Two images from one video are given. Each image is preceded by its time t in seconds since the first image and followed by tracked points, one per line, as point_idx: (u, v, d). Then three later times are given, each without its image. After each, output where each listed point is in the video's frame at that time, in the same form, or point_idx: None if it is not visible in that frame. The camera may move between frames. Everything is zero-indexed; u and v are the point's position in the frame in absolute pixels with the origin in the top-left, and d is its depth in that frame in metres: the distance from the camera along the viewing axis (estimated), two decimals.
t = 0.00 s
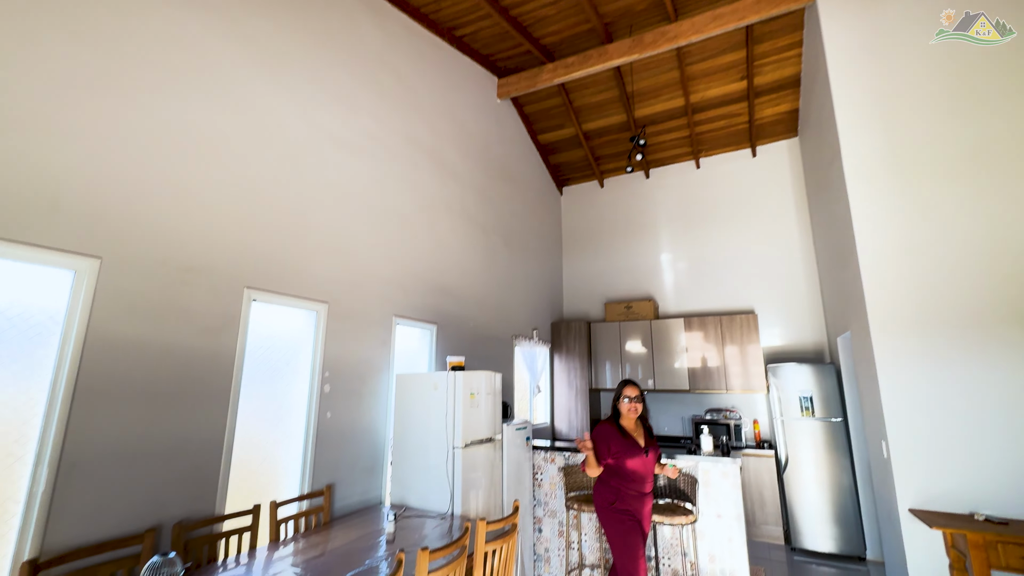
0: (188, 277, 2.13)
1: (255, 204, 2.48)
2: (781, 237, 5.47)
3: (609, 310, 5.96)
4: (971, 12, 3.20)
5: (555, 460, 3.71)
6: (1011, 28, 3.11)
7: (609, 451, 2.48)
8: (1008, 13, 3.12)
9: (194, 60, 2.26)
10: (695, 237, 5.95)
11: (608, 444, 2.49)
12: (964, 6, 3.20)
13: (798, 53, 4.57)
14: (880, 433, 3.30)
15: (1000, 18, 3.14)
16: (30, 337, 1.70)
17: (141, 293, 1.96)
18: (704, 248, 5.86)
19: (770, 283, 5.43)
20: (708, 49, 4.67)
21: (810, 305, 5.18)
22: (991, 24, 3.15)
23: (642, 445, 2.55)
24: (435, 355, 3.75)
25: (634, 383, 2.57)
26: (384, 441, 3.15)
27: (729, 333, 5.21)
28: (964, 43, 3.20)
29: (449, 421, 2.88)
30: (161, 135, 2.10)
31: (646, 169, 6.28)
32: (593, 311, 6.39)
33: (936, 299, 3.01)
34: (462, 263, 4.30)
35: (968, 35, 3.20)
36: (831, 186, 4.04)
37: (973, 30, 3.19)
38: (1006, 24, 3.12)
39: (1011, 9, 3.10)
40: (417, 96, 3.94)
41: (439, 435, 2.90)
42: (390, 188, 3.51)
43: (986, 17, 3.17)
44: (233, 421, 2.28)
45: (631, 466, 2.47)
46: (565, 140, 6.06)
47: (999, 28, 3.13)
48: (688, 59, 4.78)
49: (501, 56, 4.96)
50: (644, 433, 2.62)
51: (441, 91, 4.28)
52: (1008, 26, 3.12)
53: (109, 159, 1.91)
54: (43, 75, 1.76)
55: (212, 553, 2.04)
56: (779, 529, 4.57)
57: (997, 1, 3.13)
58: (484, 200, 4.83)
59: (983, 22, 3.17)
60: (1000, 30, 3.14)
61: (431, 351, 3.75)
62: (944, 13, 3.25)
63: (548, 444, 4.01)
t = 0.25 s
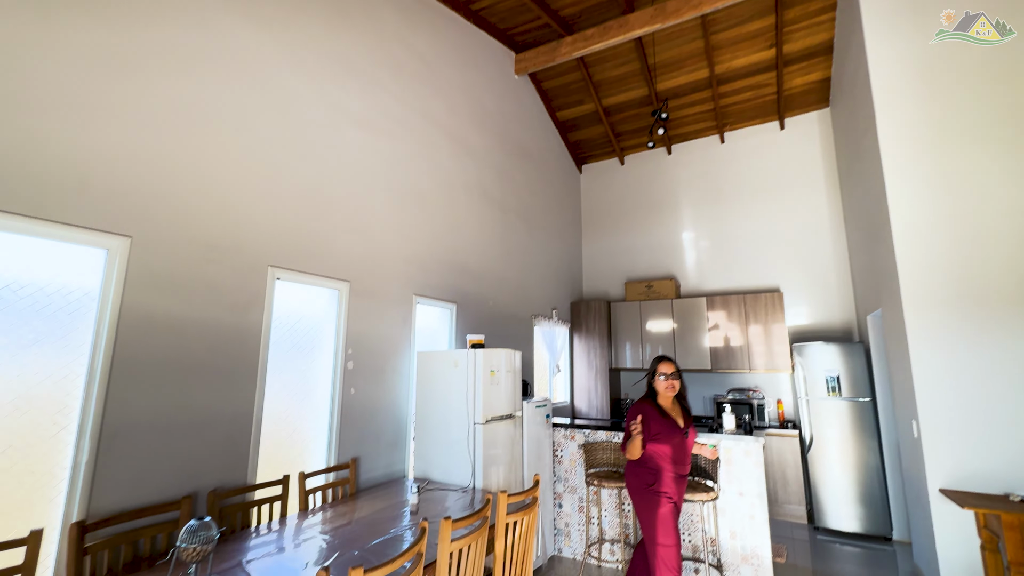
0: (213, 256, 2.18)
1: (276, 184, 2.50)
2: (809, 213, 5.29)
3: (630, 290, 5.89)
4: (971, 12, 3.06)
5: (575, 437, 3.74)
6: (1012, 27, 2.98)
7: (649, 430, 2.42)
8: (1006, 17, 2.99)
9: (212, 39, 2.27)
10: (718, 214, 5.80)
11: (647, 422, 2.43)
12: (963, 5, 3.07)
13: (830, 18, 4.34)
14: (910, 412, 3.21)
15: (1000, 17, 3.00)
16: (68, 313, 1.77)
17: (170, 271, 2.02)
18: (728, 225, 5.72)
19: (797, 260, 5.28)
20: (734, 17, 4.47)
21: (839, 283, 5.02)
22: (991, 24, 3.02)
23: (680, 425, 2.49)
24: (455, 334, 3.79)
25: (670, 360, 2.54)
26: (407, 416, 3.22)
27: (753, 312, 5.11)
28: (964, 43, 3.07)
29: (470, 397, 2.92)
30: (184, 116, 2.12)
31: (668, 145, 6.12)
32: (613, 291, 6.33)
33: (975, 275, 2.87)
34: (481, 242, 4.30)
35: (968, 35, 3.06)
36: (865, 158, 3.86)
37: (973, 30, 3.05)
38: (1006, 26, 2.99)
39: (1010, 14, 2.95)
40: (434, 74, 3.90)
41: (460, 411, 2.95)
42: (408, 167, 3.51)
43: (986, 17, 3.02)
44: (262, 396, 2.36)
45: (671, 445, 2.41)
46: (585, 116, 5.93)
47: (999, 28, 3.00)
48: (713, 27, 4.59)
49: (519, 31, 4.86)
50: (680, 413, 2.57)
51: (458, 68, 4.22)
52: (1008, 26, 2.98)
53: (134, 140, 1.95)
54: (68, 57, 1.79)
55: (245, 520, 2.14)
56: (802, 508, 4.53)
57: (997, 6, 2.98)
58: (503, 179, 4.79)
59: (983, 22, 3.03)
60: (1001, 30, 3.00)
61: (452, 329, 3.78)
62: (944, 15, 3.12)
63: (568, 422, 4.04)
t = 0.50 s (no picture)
0: (236, 238, 2.23)
1: (295, 168, 2.53)
2: (836, 191, 5.12)
3: (648, 272, 5.83)
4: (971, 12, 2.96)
5: (592, 418, 3.76)
6: (1013, 27, 2.87)
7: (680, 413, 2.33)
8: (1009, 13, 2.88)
9: (230, 22, 2.28)
10: (741, 194, 5.65)
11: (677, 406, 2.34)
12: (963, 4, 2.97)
13: None
14: (939, 395, 3.12)
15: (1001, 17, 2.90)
16: (99, 293, 1.83)
17: (195, 253, 2.07)
18: (750, 205, 5.58)
19: (822, 240, 5.13)
20: None
21: (866, 264, 4.88)
22: (991, 24, 2.92)
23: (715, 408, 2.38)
24: (472, 316, 3.81)
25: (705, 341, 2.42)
26: (426, 396, 3.27)
27: (775, 294, 5.00)
28: (963, 44, 2.98)
29: (488, 377, 2.95)
30: (205, 100, 2.15)
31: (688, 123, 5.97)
32: (631, 273, 6.28)
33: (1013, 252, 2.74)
34: (498, 224, 4.29)
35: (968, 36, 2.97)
36: (897, 132, 3.70)
37: (973, 30, 2.96)
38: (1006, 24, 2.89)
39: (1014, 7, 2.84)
40: (450, 53, 3.85)
41: (478, 391, 2.98)
42: (425, 150, 3.50)
43: (986, 17, 2.92)
44: (286, 375, 2.42)
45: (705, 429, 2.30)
46: (602, 95, 5.81)
47: (1000, 28, 2.90)
48: None
49: (535, 7, 4.75)
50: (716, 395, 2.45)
51: (473, 47, 4.17)
52: (1009, 26, 2.88)
53: (158, 125, 1.98)
54: (93, 41, 1.81)
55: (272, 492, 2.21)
56: (822, 491, 4.49)
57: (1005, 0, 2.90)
58: (519, 161, 4.75)
59: (983, 22, 2.93)
60: (1001, 30, 2.90)
61: (469, 311, 3.81)
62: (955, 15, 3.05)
63: (585, 404, 4.05)
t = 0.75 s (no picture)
0: (256, 224, 2.28)
1: (311, 154, 2.55)
2: (861, 172, 4.96)
3: (665, 257, 5.75)
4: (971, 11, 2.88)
5: (608, 403, 3.76)
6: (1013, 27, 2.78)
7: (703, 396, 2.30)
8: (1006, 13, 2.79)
9: (245, 8, 2.29)
10: (761, 176, 5.52)
11: (701, 388, 2.32)
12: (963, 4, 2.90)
13: None
14: (966, 380, 3.04)
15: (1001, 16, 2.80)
16: (127, 277, 1.89)
17: (216, 239, 2.12)
18: (771, 188, 5.44)
19: (846, 223, 4.99)
20: None
21: (892, 247, 4.73)
22: (991, 24, 2.83)
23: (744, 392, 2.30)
24: (488, 301, 3.83)
25: (733, 324, 2.36)
26: (443, 379, 3.32)
27: (796, 279, 4.90)
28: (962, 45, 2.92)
29: (503, 360, 2.98)
30: (223, 88, 2.17)
31: (707, 104, 5.82)
32: (647, 259, 6.21)
33: None
34: (513, 209, 4.27)
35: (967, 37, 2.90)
36: (928, 109, 3.55)
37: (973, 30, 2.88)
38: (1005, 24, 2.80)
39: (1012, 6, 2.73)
40: (464, 36, 3.82)
41: (494, 375, 3.01)
42: (439, 134, 3.49)
43: (986, 17, 2.83)
44: (306, 358, 2.48)
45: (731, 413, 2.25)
46: (619, 76, 5.69)
47: (1000, 27, 2.80)
48: None
49: None
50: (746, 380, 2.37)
51: (488, 29, 4.12)
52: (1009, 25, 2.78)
53: (178, 112, 2.01)
54: (114, 31, 1.84)
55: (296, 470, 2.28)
56: (843, 477, 4.43)
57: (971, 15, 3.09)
58: (534, 145, 4.70)
59: (983, 22, 2.85)
60: (1001, 30, 2.81)
61: (485, 297, 3.82)
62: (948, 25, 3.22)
63: (601, 388, 4.06)
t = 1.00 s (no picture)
0: (274, 210, 2.31)
1: (327, 141, 2.57)
2: (888, 153, 4.80)
3: (682, 243, 5.68)
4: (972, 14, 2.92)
5: (623, 389, 3.76)
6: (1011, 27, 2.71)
7: (726, 383, 2.30)
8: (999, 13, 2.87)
9: None
10: (783, 160, 5.38)
11: (725, 375, 2.31)
12: None
13: None
14: (995, 367, 2.95)
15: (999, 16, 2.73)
16: (152, 263, 1.94)
17: (236, 226, 2.16)
18: (793, 171, 5.31)
19: (871, 207, 4.84)
20: None
21: (919, 231, 4.58)
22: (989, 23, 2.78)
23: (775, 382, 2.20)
24: (503, 288, 3.84)
25: (768, 310, 2.22)
26: (458, 365, 3.36)
27: (818, 264, 4.79)
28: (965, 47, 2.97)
29: (518, 345, 3.00)
30: (240, 76, 2.20)
31: (727, 86, 5.67)
32: (664, 245, 6.13)
33: None
34: (528, 195, 4.25)
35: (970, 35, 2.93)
36: (960, 87, 3.41)
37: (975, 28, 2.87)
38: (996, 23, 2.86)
39: (1011, 6, 2.66)
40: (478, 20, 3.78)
41: (509, 359, 3.03)
42: (454, 121, 3.48)
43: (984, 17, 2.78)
44: (325, 343, 2.53)
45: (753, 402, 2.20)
46: (635, 59, 5.57)
47: (1000, 27, 2.74)
48: None
49: None
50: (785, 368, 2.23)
51: (502, 12, 4.07)
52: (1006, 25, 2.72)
53: (196, 101, 2.04)
54: (134, 20, 1.87)
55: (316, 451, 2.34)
56: (864, 466, 4.36)
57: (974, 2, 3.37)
58: (549, 131, 4.66)
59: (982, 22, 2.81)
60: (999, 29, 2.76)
61: (500, 283, 3.83)
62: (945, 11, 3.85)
63: (616, 374, 4.05)
